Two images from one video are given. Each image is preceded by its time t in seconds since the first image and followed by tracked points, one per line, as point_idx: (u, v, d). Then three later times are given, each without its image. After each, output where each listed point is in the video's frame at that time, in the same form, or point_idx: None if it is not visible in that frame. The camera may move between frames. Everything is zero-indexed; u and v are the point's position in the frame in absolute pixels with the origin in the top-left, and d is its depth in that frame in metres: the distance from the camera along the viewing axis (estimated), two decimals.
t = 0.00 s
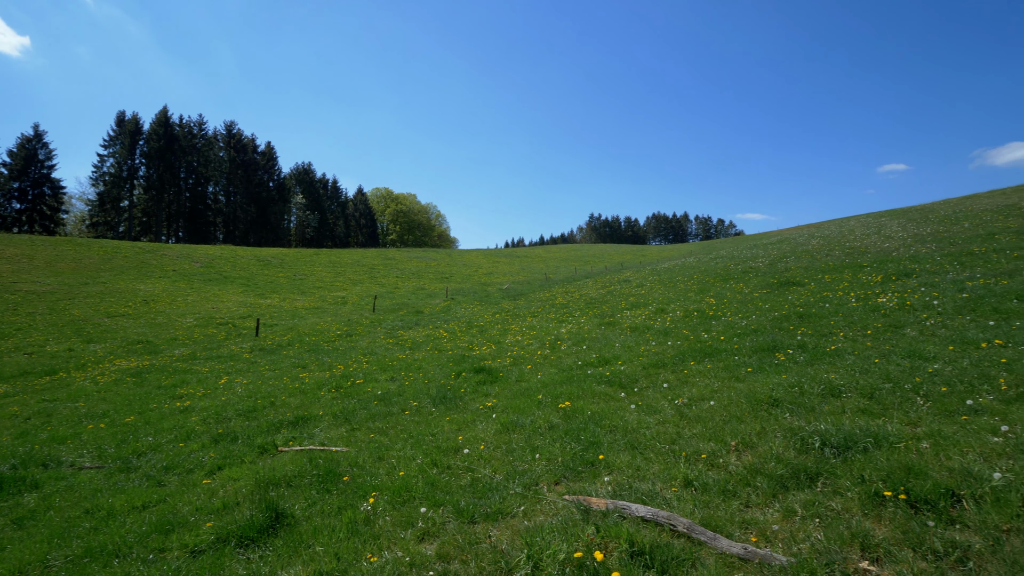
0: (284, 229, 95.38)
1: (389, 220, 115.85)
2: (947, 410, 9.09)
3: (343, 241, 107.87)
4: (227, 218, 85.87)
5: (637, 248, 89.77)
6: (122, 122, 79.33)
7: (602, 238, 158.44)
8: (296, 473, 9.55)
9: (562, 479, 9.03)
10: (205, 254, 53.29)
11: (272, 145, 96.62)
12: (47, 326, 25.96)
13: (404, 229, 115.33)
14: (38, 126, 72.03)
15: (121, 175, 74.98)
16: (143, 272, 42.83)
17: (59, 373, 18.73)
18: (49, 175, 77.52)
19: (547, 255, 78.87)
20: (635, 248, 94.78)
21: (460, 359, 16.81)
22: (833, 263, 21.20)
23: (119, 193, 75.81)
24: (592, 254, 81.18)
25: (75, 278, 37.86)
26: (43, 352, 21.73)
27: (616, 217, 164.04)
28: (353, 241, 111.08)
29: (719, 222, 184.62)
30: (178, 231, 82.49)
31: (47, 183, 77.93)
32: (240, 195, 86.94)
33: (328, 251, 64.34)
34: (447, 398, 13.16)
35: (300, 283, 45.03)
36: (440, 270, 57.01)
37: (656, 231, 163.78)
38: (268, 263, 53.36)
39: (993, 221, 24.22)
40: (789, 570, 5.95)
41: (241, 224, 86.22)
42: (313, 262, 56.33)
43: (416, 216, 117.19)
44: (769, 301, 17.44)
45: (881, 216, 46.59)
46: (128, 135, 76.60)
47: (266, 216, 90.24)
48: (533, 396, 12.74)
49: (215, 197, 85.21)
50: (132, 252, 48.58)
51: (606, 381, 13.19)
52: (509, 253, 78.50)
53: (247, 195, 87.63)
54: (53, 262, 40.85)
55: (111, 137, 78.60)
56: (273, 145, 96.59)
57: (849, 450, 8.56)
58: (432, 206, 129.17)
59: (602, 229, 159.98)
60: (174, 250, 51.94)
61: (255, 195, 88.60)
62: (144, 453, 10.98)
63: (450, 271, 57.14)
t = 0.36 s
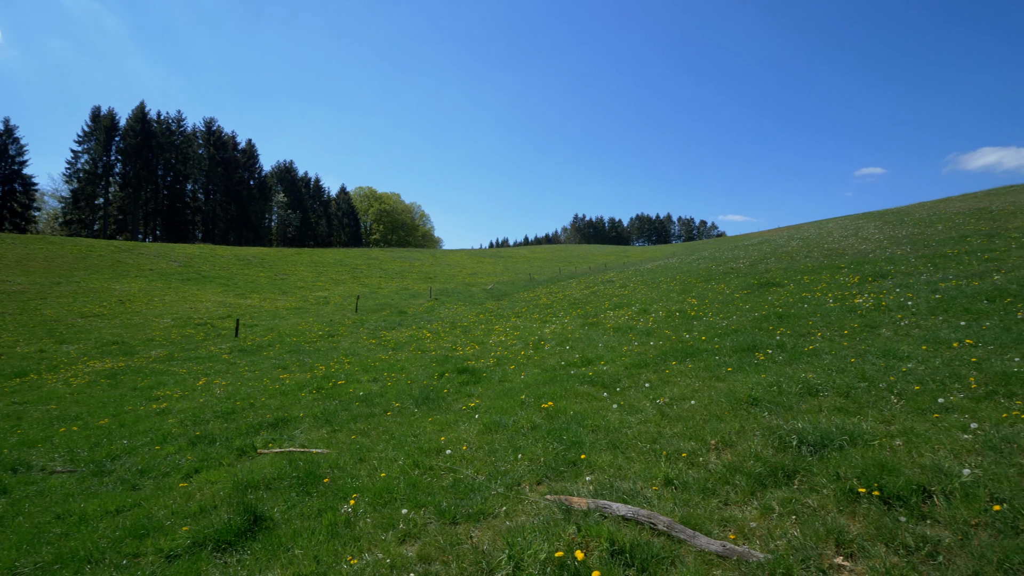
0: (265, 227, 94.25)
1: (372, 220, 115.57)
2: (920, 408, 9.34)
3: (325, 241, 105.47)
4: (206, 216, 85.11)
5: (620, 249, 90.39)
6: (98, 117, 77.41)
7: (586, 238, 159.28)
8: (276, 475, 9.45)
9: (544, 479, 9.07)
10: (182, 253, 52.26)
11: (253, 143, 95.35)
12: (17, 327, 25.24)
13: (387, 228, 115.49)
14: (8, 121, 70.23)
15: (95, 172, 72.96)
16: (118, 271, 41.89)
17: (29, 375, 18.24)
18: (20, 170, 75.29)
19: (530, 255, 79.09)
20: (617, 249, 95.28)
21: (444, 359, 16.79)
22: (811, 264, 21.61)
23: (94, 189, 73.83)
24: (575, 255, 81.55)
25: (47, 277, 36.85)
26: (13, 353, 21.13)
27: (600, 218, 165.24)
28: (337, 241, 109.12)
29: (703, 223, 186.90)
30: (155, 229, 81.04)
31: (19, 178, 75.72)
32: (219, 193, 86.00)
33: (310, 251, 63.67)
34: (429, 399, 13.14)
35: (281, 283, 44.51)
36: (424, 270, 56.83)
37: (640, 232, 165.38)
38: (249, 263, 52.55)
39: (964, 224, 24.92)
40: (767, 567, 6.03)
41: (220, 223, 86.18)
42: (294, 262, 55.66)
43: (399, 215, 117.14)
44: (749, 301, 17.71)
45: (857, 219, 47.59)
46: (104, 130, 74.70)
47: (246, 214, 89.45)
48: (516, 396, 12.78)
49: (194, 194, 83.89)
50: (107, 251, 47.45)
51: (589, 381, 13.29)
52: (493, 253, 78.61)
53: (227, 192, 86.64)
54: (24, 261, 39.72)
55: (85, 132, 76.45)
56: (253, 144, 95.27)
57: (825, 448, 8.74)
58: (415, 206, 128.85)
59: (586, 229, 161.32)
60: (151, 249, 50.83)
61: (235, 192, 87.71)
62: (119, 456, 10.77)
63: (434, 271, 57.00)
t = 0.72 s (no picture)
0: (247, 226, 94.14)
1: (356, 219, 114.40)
2: (896, 406, 9.57)
3: (309, 240, 105.25)
4: (186, 214, 83.39)
5: (604, 249, 90.71)
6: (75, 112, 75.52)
7: (572, 239, 159.75)
8: (256, 477, 9.37)
9: (527, 479, 9.10)
10: (160, 251, 51.20)
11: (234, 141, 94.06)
12: None
13: (371, 228, 114.61)
14: None
15: (72, 168, 71.03)
16: (95, 270, 40.96)
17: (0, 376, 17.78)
18: None
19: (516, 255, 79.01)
20: (601, 249, 95.60)
21: (428, 360, 16.75)
22: (792, 266, 21.96)
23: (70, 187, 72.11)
24: (560, 256, 81.92)
25: (20, 276, 35.90)
26: None
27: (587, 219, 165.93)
28: (320, 240, 108.19)
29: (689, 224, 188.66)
30: (133, 227, 79.82)
31: None
32: (200, 190, 84.36)
33: (291, 250, 62.88)
34: (413, 399, 13.10)
35: (262, 283, 43.87)
36: (409, 270, 56.59)
37: (625, 233, 166.53)
38: (230, 262, 51.71)
39: (940, 227, 25.48)
40: (746, 565, 6.11)
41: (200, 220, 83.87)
42: (275, 262, 54.91)
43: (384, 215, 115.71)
44: (732, 302, 17.95)
45: (837, 221, 48.45)
46: (81, 126, 72.82)
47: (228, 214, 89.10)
48: (501, 397, 12.79)
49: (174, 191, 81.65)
50: (83, 250, 46.36)
51: (573, 381, 13.36)
52: (479, 252, 78.59)
53: (207, 190, 85.63)
54: None
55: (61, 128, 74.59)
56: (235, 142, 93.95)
57: (804, 446, 8.89)
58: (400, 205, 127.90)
59: (572, 229, 161.59)
60: (127, 247, 49.73)
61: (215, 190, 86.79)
62: (94, 459, 10.57)
63: (419, 271, 56.78)
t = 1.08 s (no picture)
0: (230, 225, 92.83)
1: (340, 219, 112.49)
2: (873, 406, 9.78)
3: (292, 238, 105.38)
4: (167, 213, 82.46)
5: (590, 250, 90.64)
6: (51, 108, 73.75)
7: (558, 240, 160.18)
8: (236, 480, 9.28)
9: (511, 480, 9.13)
10: (139, 251, 50.18)
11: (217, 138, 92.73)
12: None
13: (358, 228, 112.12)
14: None
15: (48, 163, 68.85)
16: (71, 270, 39.99)
17: None
18: None
19: (503, 256, 78.71)
20: (587, 251, 95.71)
21: (413, 360, 16.68)
22: (775, 267, 22.27)
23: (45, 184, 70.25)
24: (546, 257, 82.08)
25: None
26: None
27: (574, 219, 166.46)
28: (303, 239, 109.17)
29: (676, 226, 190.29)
30: (112, 225, 78.57)
31: None
32: (181, 189, 82.90)
33: (274, 250, 62.06)
34: (398, 401, 13.06)
35: (243, 283, 43.23)
36: (395, 270, 56.37)
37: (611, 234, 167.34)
38: (212, 262, 50.90)
39: (917, 230, 26.03)
40: (726, 562, 6.20)
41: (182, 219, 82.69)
42: (258, 262, 54.18)
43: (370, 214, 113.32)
44: (715, 303, 18.17)
45: (817, 223, 49.25)
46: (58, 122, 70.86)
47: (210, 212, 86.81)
48: (486, 397, 12.80)
49: (154, 190, 81.30)
50: (60, 249, 45.26)
51: (558, 382, 13.42)
52: (465, 253, 78.54)
53: (188, 188, 83.39)
54: None
55: (36, 124, 72.70)
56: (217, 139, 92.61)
57: (784, 445, 9.05)
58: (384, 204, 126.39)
59: (558, 230, 162.13)
60: (104, 246, 48.71)
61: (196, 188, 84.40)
62: (69, 463, 10.36)
63: (405, 271, 56.57)
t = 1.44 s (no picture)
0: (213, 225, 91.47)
1: (326, 219, 111.92)
2: (852, 405, 9.98)
3: (276, 237, 103.57)
4: (147, 212, 80.99)
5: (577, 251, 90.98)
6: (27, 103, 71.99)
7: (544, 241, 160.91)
8: (216, 484, 9.17)
9: (496, 482, 9.15)
10: (118, 251, 49.15)
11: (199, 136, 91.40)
12: None
13: (342, 228, 111.96)
14: None
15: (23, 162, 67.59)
16: (46, 270, 39.04)
17: None
18: None
19: (490, 257, 78.75)
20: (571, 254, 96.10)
21: (398, 362, 16.63)
22: (757, 269, 22.59)
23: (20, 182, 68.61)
24: (532, 257, 82.30)
25: None
26: None
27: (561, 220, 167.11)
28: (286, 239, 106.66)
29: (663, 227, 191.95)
30: (90, 224, 77.24)
31: None
32: (161, 187, 81.32)
33: (257, 250, 61.36)
34: (382, 403, 13.01)
35: (225, 283, 42.68)
36: (380, 271, 56.12)
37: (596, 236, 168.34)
38: (193, 262, 50.08)
39: (896, 233, 26.57)
40: (706, 561, 6.29)
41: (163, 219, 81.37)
42: (242, 262, 53.48)
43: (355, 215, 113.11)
44: (699, 304, 18.40)
45: (797, 226, 50.08)
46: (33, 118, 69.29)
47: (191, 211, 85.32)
48: (471, 399, 12.80)
49: (134, 188, 79.70)
50: (35, 248, 44.19)
51: (543, 383, 13.47)
52: (451, 254, 78.45)
53: (169, 186, 81.94)
54: None
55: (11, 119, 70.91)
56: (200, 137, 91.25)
57: (765, 445, 9.19)
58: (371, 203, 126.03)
59: (545, 232, 162.75)
60: (82, 246, 47.68)
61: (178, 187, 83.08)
62: (43, 468, 10.15)
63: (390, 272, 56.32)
